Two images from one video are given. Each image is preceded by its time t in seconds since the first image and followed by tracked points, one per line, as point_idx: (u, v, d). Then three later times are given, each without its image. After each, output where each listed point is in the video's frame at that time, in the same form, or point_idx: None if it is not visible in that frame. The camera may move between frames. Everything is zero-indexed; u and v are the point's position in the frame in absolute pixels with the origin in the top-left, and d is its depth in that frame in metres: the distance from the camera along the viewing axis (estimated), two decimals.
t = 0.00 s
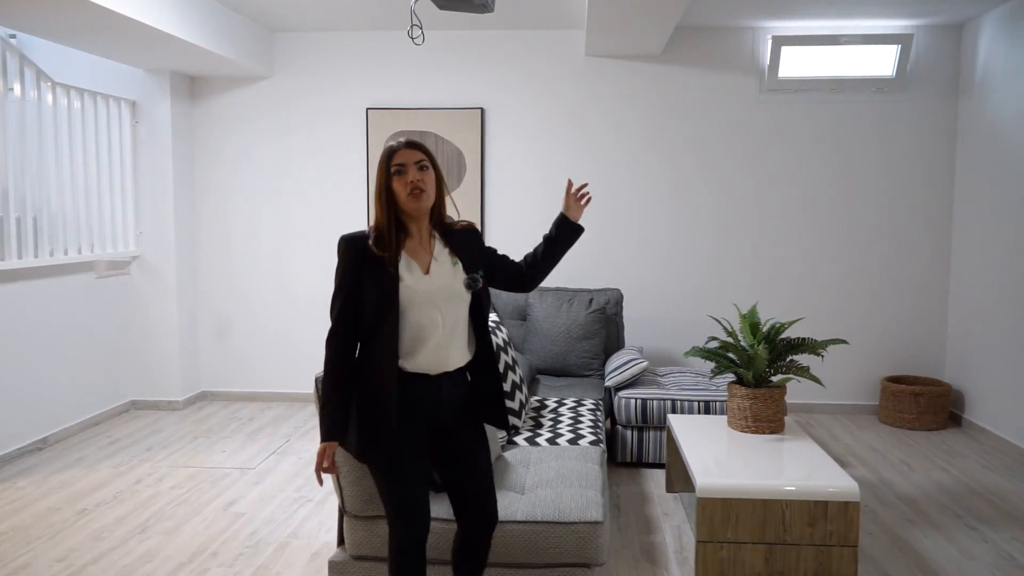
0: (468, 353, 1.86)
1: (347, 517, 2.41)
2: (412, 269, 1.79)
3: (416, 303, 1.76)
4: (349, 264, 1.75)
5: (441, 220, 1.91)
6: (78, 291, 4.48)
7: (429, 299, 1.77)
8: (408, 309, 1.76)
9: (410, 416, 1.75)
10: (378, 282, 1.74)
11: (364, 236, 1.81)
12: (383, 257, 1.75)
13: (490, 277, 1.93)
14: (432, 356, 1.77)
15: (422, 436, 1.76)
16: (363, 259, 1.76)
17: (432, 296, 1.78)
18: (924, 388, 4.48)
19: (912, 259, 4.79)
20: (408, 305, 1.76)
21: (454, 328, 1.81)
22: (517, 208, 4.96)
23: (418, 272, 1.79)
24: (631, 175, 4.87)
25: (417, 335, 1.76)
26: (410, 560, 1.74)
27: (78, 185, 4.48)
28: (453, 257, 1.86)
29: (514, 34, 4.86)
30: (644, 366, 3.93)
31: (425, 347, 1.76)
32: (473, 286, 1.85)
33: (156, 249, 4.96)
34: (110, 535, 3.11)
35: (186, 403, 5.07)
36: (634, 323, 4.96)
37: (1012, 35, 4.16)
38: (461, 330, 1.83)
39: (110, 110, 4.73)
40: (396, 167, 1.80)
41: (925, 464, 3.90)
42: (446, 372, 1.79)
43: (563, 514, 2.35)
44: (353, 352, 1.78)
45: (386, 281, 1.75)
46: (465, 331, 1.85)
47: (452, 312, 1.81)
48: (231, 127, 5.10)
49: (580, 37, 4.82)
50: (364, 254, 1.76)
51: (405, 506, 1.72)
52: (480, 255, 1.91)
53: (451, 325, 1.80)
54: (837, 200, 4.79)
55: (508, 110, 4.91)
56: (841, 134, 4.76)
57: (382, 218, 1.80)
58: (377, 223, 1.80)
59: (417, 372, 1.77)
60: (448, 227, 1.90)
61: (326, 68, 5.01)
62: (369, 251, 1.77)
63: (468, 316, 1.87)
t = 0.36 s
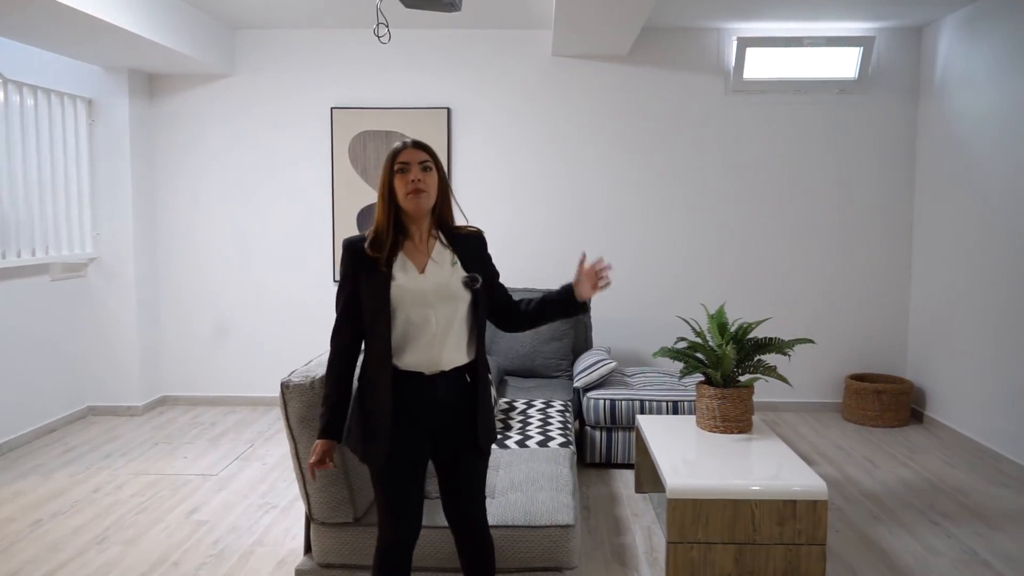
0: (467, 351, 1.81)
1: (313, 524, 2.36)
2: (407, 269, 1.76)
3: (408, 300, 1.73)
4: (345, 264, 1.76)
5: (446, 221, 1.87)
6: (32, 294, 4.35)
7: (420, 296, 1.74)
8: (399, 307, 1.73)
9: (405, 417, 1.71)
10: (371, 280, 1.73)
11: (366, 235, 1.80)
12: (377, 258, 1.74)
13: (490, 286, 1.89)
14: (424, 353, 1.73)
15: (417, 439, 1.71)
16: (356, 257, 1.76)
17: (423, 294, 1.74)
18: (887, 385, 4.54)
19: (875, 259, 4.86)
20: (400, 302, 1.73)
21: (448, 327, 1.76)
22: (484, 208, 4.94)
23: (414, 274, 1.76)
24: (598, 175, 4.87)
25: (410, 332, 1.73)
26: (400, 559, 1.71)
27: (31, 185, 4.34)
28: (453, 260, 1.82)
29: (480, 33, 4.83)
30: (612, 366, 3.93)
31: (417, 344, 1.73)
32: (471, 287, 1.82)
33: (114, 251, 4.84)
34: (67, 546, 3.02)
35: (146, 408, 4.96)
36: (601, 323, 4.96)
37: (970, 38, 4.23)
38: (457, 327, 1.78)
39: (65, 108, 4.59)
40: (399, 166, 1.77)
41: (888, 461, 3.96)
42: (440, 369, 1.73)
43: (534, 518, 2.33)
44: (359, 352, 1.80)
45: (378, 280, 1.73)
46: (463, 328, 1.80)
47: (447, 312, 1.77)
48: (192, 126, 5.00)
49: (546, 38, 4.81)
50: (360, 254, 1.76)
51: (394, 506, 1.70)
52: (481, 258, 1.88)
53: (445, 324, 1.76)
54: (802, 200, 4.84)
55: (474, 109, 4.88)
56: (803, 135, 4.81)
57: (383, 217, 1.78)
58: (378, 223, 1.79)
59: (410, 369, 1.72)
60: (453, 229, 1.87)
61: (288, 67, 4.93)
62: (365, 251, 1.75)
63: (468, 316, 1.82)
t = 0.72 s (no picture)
0: (472, 351, 1.83)
1: (282, 532, 2.32)
2: (411, 269, 1.79)
3: (409, 302, 1.76)
4: (356, 263, 1.81)
5: (458, 222, 1.89)
6: None
7: (419, 298, 1.76)
8: (400, 308, 1.76)
9: (407, 419, 1.74)
10: (377, 280, 1.78)
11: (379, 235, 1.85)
12: (383, 259, 1.79)
13: (496, 288, 1.88)
14: (425, 352, 1.75)
15: (418, 440, 1.74)
16: (365, 255, 1.81)
17: (422, 295, 1.76)
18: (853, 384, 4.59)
19: (840, 259, 4.92)
20: (400, 303, 1.76)
21: (448, 327, 1.77)
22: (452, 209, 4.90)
23: (418, 274, 1.79)
24: (567, 175, 4.86)
25: (411, 333, 1.75)
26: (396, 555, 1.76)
27: None
28: (459, 261, 1.83)
29: (447, 33, 4.80)
30: (582, 368, 3.93)
31: (417, 344, 1.75)
32: (474, 289, 1.82)
33: (71, 253, 4.71)
34: (25, 558, 2.92)
35: (105, 414, 4.84)
36: (570, 324, 4.96)
37: (931, 41, 4.30)
38: (459, 328, 1.79)
39: (19, 106, 4.46)
40: (410, 166, 1.79)
41: (854, 459, 4.01)
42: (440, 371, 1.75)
43: (509, 523, 2.31)
44: (373, 356, 1.84)
45: (383, 280, 1.77)
46: (465, 329, 1.81)
47: (448, 312, 1.78)
48: (153, 125, 4.89)
49: (514, 38, 4.79)
50: (369, 254, 1.81)
51: (392, 504, 1.74)
52: (489, 259, 1.88)
53: (445, 324, 1.77)
54: (768, 201, 4.88)
55: (442, 109, 4.84)
56: (770, 136, 4.85)
57: (394, 218, 1.82)
58: (390, 223, 1.83)
59: (411, 369, 1.75)
60: (464, 230, 1.88)
61: (252, 65, 4.85)
62: (374, 252, 1.80)
63: (471, 317, 1.83)
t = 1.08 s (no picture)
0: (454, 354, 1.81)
1: (253, 539, 2.27)
2: (398, 269, 1.81)
3: (391, 302, 1.77)
4: (348, 260, 1.85)
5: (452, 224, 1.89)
6: None
7: (400, 298, 1.77)
8: (383, 307, 1.78)
9: (391, 421, 1.75)
10: (365, 279, 1.81)
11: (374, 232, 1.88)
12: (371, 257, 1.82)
13: (482, 292, 1.86)
14: (404, 352, 1.76)
15: (399, 438, 1.74)
16: (356, 251, 1.85)
17: (403, 295, 1.77)
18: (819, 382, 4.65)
19: (806, 258, 4.98)
20: (382, 303, 1.78)
21: (427, 328, 1.77)
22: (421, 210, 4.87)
23: (404, 274, 1.80)
24: (537, 176, 4.86)
25: (391, 333, 1.77)
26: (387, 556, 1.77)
27: None
28: (447, 263, 1.83)
29: (416, 32, 4.76)
30: (554, 368, 3.93)
31: (397, 344, 1.76)
32: (457, 292, 1.81)
33: (30, 254, 4.59)
34: None
35: (66, 420, 4.72)
36: (540, 325, 4.95)
37: (895, 44, 4.38)
38: (439, 330, 1.78)
39: None
40: (409, 167, 1.81)
41: (822, 456, 4.06)
42: (418, 371, 1.75)
43: (484, 526, 2.29)
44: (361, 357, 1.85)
45: (370, 279, 1.80)
46: (447, 332, 1.80)
47: (428, 312, 1.78)
48: (114, 123, 4.79)
49: (483, 38, 4.77)
50: (360, 252, 1.85)
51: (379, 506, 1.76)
52: (478, 263, 1.86)
53: (424, 324, 1.77)
54: (737, 201, 4.93)
55: (410, 109, 4.81)
56: (738, 137, 4.89)
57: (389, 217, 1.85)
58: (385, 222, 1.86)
59: (391, 369, 1.76)
60: (457, 233, 1.88)
61: (217, 63, 4.77)
62: (366, 250, 1.84)
63: (453, 320, 1.82)
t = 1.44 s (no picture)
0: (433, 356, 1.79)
1: (234, 544, 2.24)
2: (378, 270, 1.80)
3: (370, 304, 1.76)
4: (328, 260, 1.84)
5: (433, 224, 1.87)
6: None
7: (379, 301, 1.76)
8: (362, 309, 1.77)
9: (374, 423, 1.75)
10: (345, 280, 1.80)
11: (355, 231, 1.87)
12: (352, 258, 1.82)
13: (461, 292, 1.84)
14: (383, 355, 1.75)
15: (377, 439, 1.75)
16: (337, 251, 1.84)
17: (381, 298, 1.75)
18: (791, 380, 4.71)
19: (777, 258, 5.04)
20: (361, 305, 1.77)
21: (406, 330, 1.76)
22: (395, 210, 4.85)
23: (384, 276, 1.79)
24: (512, 176, 4.86)
25: (370, 335, 1.76)
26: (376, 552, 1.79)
27: None
28: (427, 264, 1.82)
29: (390, 32, 4.74)
30: (531, 369, 3.94)
31: (375, 347, 1.75)
32: (436, 294, 1.79)
33: None
34: None
35: (32, 425, 4.61)
36: (515, 325, 4.95)
37: (863, 47, 4.45)
38: (416, 334, 1.76)
39: None
40: (389, 167, 1.79)
41: (795, 454, 4.11)
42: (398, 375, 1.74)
43: (468, 527, 2.29)
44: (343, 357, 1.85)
45: (351, 280, 1.79)
46: (426, 334, 1.79)
47: (406, 314, 1.76)
48: (80, 123, 4.69)
49: (457, 39, 4.76)
50: (341, 252, 1.84)
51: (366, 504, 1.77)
52: (458, 263, 1.85)
53: (402, 326, 1.75)
54: (709, 201, 4.97)
55: (384, 109, 4.78)
56: (710, 138, 4.94)
57: (370, 217, 1.84)
58: (365, 222, 1.84)
59: (371, 371, 1.76)
60: (439, 233, 1.86)
61: (187, 62, 4.70)
62: (346, 250, 1.83)
63: (433, 322, 1.80)
